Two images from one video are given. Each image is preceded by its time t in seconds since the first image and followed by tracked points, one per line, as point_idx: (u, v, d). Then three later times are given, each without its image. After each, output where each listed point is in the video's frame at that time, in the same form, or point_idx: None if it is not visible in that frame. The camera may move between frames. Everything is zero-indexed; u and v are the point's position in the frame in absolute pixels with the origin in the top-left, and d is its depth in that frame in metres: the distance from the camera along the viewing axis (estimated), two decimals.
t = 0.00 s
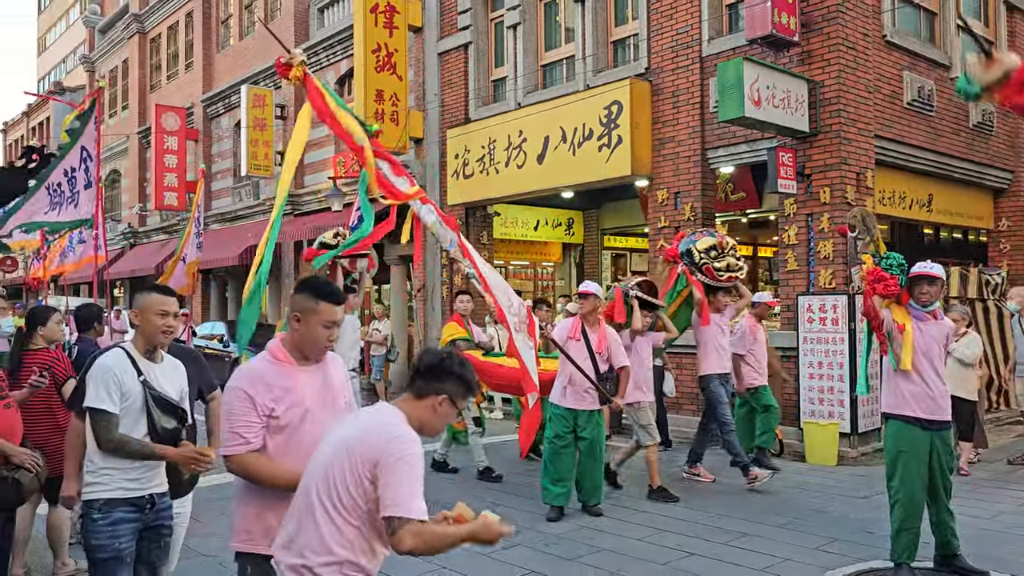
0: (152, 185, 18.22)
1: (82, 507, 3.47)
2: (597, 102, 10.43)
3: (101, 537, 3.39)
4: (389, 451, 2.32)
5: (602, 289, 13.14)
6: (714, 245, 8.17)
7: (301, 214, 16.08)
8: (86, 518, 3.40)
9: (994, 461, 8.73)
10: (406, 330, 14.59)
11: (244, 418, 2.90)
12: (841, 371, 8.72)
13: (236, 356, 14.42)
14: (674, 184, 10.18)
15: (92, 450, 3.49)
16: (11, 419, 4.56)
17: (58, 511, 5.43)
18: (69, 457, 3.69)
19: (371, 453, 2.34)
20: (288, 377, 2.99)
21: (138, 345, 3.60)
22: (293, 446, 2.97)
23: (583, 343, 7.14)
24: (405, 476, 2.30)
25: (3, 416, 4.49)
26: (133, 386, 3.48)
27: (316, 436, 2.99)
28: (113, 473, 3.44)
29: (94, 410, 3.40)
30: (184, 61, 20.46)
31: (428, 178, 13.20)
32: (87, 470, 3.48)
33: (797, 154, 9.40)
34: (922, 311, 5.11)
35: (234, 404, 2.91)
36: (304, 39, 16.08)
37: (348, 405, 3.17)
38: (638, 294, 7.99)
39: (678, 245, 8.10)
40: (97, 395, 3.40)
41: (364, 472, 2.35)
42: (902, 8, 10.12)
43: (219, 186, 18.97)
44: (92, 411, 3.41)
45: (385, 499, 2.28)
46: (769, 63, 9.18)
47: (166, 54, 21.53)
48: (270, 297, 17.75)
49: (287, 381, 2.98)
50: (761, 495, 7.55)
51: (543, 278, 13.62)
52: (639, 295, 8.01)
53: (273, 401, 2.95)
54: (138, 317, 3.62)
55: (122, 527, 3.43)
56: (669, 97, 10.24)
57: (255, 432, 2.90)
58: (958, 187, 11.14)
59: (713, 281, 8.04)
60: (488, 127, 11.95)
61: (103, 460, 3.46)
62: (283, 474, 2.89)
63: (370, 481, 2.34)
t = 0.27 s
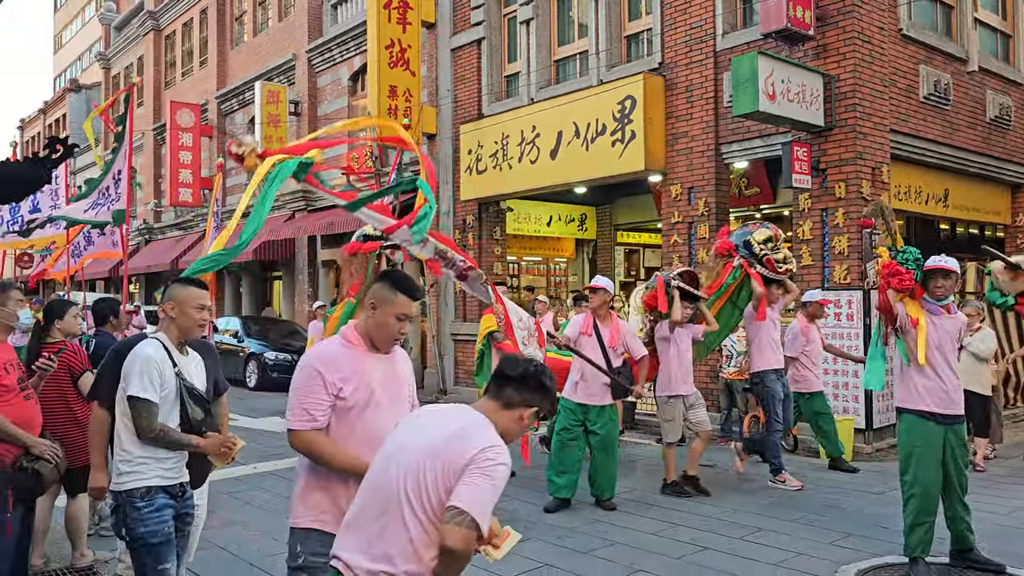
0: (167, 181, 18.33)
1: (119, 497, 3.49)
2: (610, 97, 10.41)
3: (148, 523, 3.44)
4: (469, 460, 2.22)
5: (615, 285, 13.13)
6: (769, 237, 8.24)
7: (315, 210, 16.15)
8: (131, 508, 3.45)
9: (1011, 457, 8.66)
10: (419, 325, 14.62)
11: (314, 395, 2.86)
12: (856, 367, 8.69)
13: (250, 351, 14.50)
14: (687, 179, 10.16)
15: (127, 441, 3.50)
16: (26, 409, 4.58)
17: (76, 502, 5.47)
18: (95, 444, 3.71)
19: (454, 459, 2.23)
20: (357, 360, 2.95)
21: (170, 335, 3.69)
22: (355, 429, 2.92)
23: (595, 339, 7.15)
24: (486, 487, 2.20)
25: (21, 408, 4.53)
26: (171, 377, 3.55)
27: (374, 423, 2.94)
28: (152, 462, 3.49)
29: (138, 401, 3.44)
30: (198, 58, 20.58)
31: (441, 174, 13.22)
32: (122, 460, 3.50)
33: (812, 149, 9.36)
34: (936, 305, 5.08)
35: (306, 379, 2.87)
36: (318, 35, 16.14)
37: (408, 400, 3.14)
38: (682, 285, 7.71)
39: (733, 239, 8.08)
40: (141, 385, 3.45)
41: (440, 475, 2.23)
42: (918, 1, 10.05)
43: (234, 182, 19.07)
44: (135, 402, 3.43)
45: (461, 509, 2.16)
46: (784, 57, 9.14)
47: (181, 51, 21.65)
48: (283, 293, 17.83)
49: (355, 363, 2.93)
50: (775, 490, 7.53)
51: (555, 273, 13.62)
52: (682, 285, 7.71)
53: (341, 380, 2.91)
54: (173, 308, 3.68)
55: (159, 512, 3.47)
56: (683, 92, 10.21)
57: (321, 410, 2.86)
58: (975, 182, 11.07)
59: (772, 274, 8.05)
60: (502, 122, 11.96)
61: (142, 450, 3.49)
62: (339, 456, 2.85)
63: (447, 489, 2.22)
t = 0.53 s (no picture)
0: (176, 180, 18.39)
1: (148, 495, 3.49)
2: (619, 96, 10.41)
3: (183, 520, 3.50)
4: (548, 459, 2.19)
5: (623, 284, 13.11)
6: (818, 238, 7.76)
7: (323, 209, 16.18)
8: (165, 505, 3.48)
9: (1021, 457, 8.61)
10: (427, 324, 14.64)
11: (352, 381, 2.96)
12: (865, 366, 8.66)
13: (258, 350, 14.54)
14: (695, 177, 10.14)
15: (154, 440, 3.49)
16: (36, 404, 4.60)
17: (87, 498, 5.50)
18: (110, 436, 3.75)
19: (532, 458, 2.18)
20: (397, 351, 3.05)
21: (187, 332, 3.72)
22: (390, 416, 3.03)
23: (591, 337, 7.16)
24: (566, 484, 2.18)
25: (32, 403, 4.56)
26: (194, 375, 3.58)
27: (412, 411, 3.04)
28: (181, 460, 3.53)
29: (172, 399, 3.44)
30: (207, 58, 20.65)
31: (449, 173, 13.24)
32: (149, 459, 3.49)
33: (821, 147, 9.33)
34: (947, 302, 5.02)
35: (346, 367, 2.98)
36: (326, 35, 16.19)
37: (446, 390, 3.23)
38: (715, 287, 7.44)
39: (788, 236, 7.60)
40: (175, 384, 3.46)
41: (517, 475, 2.18)
42: None
43: (242, 181, 19.13)
44: (168, 401, 3.44)
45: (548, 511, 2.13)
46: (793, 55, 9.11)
47: (190, 51, 21.71)
48: (291, 291, 17.88)
49: (394, 352, 3.04)
50: (784, 488, 7.51)
51: (563, 272, 13.61)
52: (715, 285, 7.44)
53: (382, 369, 3.01)
54: (188, 304, 3.70)
55: (190, 507, 3.53)
56: (691, 90, 10.20)
57: (360, 397, 2.97)
58: (985, 180, 11.02)
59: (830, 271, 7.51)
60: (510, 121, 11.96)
61: (172, 449, 3.50)
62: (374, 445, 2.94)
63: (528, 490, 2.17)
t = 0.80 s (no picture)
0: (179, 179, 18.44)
1: (161, 495, 3.51)
2: (621, 95, 10.41)
3: (197, 520, 3.55)
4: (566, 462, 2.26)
5: (626, 283, 13.11)
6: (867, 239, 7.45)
7: (326, 207, 16.20)
8: (180, 505, 3.52)
9: None
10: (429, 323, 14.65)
11: (369, 382, 2.97)
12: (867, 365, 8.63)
13: (262, 348, 14.56)
14: (698, 176, 10.14)
15: (164, 441, 3.53)
16: (40, 401, 4.60)
17: (91, 496, 5.51)
18: (114, 430, 3.77)
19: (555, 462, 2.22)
20: (412, 351, 3.06)
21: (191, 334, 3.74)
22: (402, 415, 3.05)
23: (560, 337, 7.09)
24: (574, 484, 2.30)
25: (36, 401, 4.56)
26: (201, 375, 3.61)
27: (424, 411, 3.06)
28: (192, 459, 3.58)
29: (184, 402, 3.48)
30: (210, 56, 20.67)
31: (451, 172, 13.28)
32: (159, 461, 3.52)
33: (824, 146, 9.31)
34: (951, 302, 5.00)
35: (362, 365, 2.99)
36: (329, 34, 16.21)
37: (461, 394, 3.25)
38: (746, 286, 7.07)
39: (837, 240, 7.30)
40: (185, 386, 3.49)
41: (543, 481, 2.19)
42: None
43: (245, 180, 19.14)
44: (179, 403, 3.47)
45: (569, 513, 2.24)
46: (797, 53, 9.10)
47: (193, 50, 21.74)
48: (294, 290, 17.89)
49: (410, 351, 3.05)
50: (787, 488, 7.49)
51: (565, 271, 13.62)
52: (745, 283, 7.08)
53: (398, 368, 3.03)
54: (190, 303, 3.70)
55: (205, 507, 3.60)
56: (694, 89, 10.19)
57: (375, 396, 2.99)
58: (989, 179, 11.01)
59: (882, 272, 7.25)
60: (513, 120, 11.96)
61: (183, 449, 3.55)
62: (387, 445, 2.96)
63: (550, 495, 2.22)
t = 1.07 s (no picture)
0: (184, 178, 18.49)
1: (169, 496, 3.52)
2: (626, 94, 10.40)
3: (203, 521, 3.56)
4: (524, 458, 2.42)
5: (630, 282, 13.11)
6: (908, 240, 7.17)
7: (330, 206, 16.21)
8: (189, 505, 3.54)
9: None
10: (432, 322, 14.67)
11: (370, 389, 2.98)
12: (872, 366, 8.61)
13: (266, 347, 14.59)
14: (703, 175, 10.12)
15: (170, 442, 3.53)
16: (43, 399, 4.60)
17: (95, 494, 5.51)
18: (111, 427, 3.82)
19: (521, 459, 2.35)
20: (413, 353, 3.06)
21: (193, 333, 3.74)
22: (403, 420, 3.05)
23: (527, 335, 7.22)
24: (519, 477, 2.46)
25: (40, 399, 4.56)
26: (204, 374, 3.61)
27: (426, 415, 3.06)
28: (199, 458, 3.59)
29: (188, 402, 3.48)
30: (215, 55, 20.69)
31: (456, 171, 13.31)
32: (166, 461, 3.52)
33: (829, 145, 9.29)
34: (957, 302, 5.00)
35: (362, 372, 2.99)
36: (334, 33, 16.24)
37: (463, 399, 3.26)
38: (775, 290, 6.80)
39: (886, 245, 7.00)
40: (189, 386, 3.49)
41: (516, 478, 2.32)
42: None
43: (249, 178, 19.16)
44: (183, 403, 3.47)
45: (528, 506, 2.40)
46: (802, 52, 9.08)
47: (198, 48, 21.78)
48: (298, 288, 17.91)
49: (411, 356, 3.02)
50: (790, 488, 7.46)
51: (569, 270, 13.62)
52: (773, 286, 6.79)
53: (399, 373, 3.00)
54: (190, 302, 3.70)
55: (211, 507, 3.62)
56: (699, 88, 10.17)
57: (374, 402, 2.98)
58: (994, 179, 10.98)
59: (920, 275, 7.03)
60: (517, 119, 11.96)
61: (190, 449, 3.56)
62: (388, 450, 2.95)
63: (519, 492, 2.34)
